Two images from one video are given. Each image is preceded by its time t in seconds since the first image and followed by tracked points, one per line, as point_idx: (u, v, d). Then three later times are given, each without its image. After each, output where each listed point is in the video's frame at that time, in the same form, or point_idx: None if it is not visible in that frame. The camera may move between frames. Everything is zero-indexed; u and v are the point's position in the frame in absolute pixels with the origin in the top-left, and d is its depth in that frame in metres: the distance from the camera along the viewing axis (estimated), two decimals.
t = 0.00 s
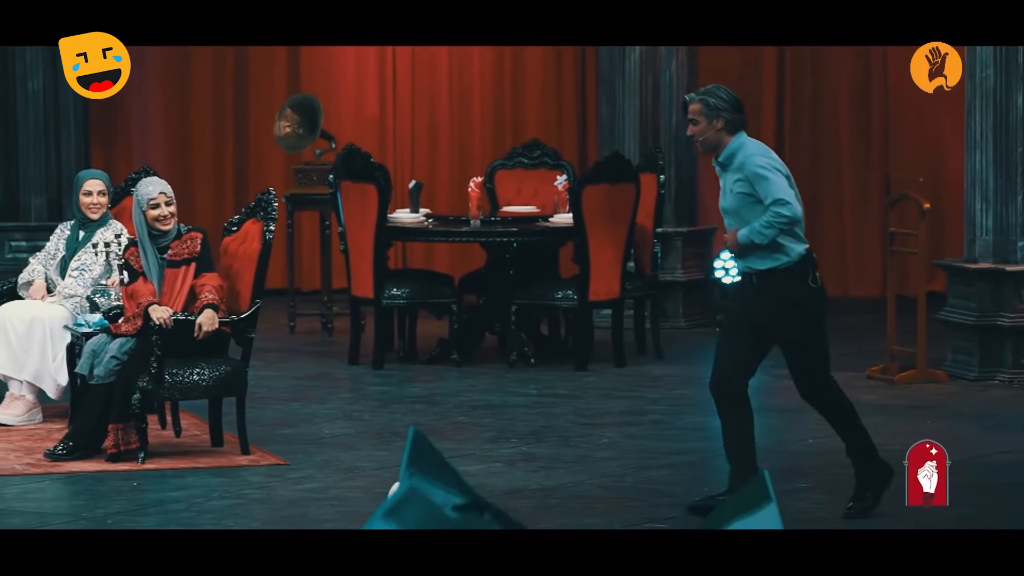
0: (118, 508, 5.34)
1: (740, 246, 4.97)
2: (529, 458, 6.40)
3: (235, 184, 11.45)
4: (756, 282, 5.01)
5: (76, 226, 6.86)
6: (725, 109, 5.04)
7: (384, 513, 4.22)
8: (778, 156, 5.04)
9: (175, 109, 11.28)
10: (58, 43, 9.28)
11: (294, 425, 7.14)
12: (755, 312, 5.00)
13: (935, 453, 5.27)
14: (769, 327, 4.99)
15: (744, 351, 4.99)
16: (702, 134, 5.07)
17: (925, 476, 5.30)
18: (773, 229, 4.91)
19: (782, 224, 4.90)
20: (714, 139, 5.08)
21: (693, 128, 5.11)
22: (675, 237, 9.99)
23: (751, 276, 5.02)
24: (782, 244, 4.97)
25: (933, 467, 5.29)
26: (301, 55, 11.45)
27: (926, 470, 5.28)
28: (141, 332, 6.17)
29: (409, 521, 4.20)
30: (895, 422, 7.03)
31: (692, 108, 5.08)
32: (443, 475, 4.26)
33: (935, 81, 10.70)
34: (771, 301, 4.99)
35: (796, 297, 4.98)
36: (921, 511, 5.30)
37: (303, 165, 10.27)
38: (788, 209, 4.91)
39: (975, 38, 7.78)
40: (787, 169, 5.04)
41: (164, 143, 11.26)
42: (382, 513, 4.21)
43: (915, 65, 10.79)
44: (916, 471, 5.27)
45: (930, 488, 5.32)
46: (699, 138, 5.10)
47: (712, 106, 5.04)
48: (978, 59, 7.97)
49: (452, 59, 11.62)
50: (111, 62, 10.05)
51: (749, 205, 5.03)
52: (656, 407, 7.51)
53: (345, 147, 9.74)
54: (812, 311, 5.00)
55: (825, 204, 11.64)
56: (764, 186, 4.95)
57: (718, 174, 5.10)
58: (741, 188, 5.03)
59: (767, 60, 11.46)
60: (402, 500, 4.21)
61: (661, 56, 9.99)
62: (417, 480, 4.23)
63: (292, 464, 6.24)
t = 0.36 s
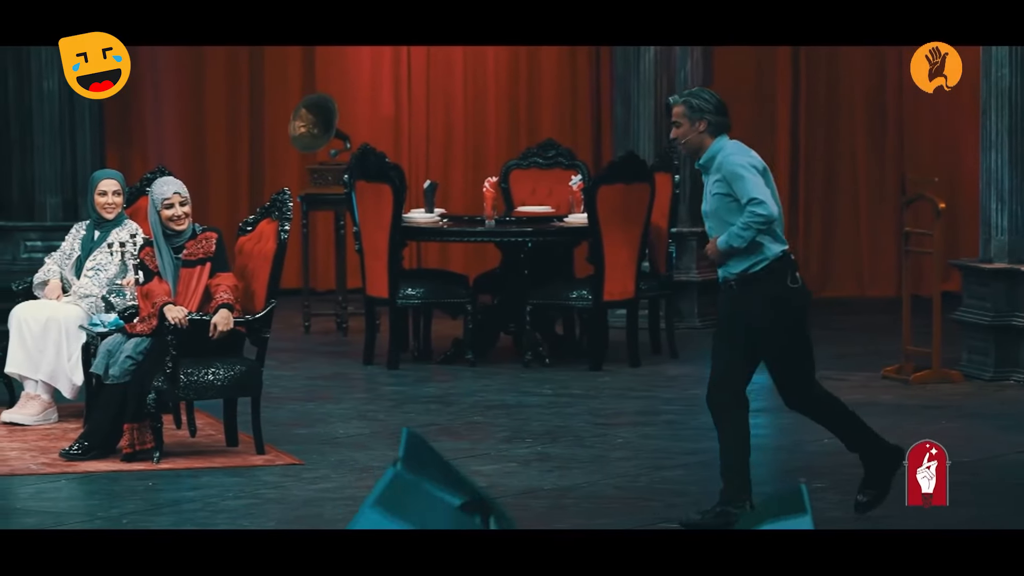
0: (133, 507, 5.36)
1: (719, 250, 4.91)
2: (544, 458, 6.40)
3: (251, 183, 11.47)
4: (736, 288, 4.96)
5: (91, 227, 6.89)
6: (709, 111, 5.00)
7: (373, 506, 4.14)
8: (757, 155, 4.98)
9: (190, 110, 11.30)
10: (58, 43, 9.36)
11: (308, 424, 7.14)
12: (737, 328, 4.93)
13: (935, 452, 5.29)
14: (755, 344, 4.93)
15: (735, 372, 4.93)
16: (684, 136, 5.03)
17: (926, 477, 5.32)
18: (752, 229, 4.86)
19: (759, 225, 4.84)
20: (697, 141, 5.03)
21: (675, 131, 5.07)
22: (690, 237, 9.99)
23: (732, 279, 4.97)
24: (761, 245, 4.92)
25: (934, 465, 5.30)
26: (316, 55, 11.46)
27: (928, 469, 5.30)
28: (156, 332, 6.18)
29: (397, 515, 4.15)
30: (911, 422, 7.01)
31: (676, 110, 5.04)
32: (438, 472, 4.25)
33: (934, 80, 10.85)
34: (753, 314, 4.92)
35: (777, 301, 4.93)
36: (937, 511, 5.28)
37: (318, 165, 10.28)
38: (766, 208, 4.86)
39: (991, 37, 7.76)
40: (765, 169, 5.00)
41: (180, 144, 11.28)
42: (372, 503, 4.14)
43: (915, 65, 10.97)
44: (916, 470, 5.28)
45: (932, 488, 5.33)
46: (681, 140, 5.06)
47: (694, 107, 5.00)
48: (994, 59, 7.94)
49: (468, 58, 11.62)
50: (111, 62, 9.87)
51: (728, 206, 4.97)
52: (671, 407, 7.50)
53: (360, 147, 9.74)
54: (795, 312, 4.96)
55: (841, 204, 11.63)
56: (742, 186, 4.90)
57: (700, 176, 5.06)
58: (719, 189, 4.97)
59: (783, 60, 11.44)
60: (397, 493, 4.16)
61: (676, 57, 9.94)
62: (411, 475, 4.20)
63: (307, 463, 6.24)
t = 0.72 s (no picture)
0: (150, 506, 5.37)
1: (703, 273, 4.81)
2: (561, 458, 6.39)
3: (268, 183, 11.49)
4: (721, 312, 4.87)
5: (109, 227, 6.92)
6: (695, 130, 4.95)
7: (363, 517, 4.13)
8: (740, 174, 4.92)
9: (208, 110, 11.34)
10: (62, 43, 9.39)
11: (326, 424, 7.15)
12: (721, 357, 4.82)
13: (934, 452, 5.30)
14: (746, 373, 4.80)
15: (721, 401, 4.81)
16: (670, 155, 4.99)
17: (926, 477, 5.33)
18: (734, 246, 4.78)
19: (741, 242, 4.76)
20: (683, 160, 4.98)
21: (662, 150, 5.02)
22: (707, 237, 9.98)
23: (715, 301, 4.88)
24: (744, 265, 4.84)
25: (934, 465, 5.31)
26: (333, 55, 11.47)
27: (928, 469, 5.31)
28: (173, 332, 6.18)
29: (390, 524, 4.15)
30: (929, 422, 6.99)
31: (662, 129, 5.00)
32: (430, 475, 4.25)
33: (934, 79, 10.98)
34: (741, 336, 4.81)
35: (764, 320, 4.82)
36: (955, 512, 5.26)
37: (335, 165, 10.29)
38: (748, 225, 4.79)
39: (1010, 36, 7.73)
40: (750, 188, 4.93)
41: (198, 145, 11.31)
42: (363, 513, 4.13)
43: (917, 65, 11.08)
44: (916, 470, 5.30)
45: (932, 489, 5.33)
46: (667, 160, 5.01)
47: (680, 126, 4.95)
48: (1012, 58, 7.91)
49: (485, 58, 11.63)
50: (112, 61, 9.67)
51: (712, 226, 4.90)
52: (688, 407, 7.48)
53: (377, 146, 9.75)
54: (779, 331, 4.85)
55: (858, 204, 11.61)
56: (724, 204, 4.83)
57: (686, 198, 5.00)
58: (703, 210, 4.91)
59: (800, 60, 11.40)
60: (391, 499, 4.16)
61: (693, 56, 9.98)
62: (407, 477, 4.20)
63: (324, 463, 6.25)
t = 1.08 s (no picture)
0: (169, 506, 5.38)
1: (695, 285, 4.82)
2: (579, 457, 6.38)
3: (286, 183, 11.51)
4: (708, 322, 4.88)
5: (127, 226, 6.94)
6: (675, 136, 4.93)
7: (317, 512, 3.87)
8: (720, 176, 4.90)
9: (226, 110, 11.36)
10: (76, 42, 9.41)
11: (343, 424, 7.15)
12: (707, 368, 4.83)
13: (934, 452, 5.34)
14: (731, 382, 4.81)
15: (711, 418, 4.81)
16: (654, 163, 4.98)
17: (926, 477, 5.36)
18: (721, 252, 4.77)
19: (727, 248, 4.76)
20: (669, 167, 4.97)
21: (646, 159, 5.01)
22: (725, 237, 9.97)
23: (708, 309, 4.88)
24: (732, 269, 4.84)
25: (934, 465, 5.35)
26: (351, 56, 11.49)
27: (928, 469, 5.34)
28: (191, 331, 6.19)
29: (348, 520, 3.90)
30: (948, 422, 6.97)
31: (644, 138, 4.99)
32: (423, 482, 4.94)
33: (935, 80, 11.07)
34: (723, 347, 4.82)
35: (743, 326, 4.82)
36: (974, 512, 5.24)
37: (353, 165, 10.30)
38: (729, 228, 4.77)
39: None
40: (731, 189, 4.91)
41: (216, 144, 11.32)
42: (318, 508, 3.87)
43: (916, 65, 11.16)
44: (916, 470, 5.33)
45: (932, 489, 5.35)
46: (652, 168, 5.00)
47: (661, 134, 4.94)
48: None
49: (503, 57, 11.65)
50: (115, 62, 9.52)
51: (697, 231, 4.89)
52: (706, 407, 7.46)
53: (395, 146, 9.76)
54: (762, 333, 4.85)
55: (874, 205, 11.60)
56: (705, 209, 4.82)
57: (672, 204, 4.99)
58: (688, 218, 4.90)
59: (818, 59, 11.38)
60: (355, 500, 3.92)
61: (711, 55, 9.98)
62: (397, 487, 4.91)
63: (342, 463, 6.25)
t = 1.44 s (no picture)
0: (186, 506, 5.39)
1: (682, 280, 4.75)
2: (596, 457, 6.38)
3: (303, 184, 11.53)
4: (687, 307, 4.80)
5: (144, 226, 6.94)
6: (654, 124, 4.84)
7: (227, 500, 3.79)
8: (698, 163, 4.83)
9: (243, 109, 11.37)
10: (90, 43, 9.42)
11: (360, 424, 7.16)
12: (685, 339, 4.79)
13: (934, 452, 5.35)
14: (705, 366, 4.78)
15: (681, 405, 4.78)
16: (633, 151, 4.88)
17: (926, 477, 5.38)
18: (709, 244, 4.70)
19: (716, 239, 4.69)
20: (649, 156, 4.88)
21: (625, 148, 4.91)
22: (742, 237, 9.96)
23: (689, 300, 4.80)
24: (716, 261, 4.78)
25: (934, 466, 5.37)
26: (368, 56, 11.50)
27: (928, 469, 5.36)
28: (208, 331, 6.21)
29: (253, 500, 3.82)
30: (966, 422, 6.95)
31: (621, 127, 4.89)
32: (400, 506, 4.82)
33: (935, 80, 11.17)
34: (696, 332, 4.79)
35: (721, 311, 4.77)
36: (992, 513, 5.22)
37: (369, 165, 10.31)
38: (716, 218, 4.71)
39: None
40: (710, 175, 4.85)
41: (233, 144, 11.34)
42: (226, 496, 3.77)
43: (915, 66, 11.20)
44: (915, 469, 5.35)
45: (932, 489, 5.36)
46: (632, 157, 4.90)
47: (638, 124, 4.85)
48: None
49: (520, 57, 11.64)
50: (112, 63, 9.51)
51: (679, 220, 4.82)
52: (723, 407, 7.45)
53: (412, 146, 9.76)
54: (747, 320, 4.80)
55: (892, 205, 11.58)
56: (687, 199, 4.75)
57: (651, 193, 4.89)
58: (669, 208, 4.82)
59: (836, 59, 11.35)
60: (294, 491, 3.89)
61: (728, 54, 9.95)
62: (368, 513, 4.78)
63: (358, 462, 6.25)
